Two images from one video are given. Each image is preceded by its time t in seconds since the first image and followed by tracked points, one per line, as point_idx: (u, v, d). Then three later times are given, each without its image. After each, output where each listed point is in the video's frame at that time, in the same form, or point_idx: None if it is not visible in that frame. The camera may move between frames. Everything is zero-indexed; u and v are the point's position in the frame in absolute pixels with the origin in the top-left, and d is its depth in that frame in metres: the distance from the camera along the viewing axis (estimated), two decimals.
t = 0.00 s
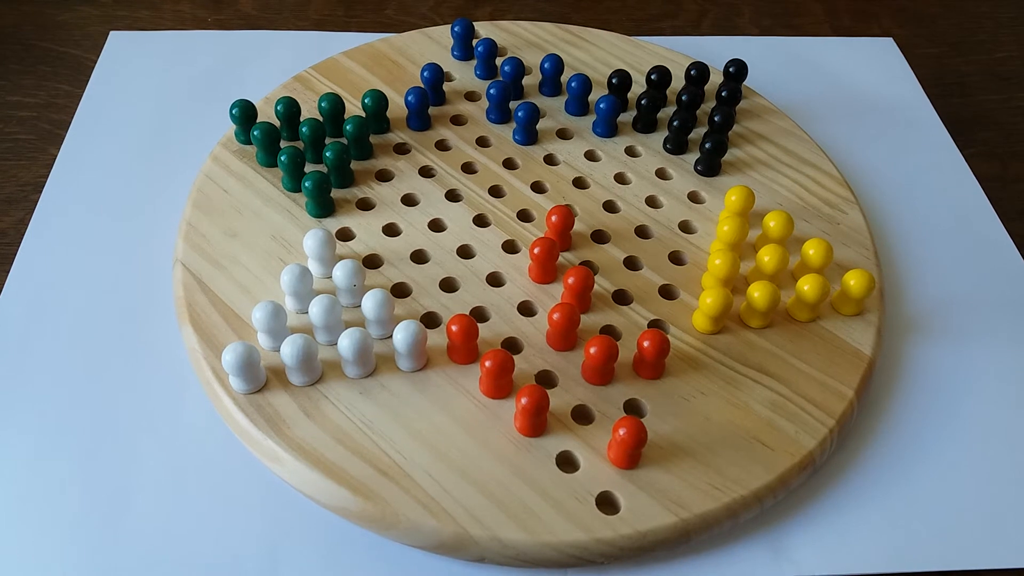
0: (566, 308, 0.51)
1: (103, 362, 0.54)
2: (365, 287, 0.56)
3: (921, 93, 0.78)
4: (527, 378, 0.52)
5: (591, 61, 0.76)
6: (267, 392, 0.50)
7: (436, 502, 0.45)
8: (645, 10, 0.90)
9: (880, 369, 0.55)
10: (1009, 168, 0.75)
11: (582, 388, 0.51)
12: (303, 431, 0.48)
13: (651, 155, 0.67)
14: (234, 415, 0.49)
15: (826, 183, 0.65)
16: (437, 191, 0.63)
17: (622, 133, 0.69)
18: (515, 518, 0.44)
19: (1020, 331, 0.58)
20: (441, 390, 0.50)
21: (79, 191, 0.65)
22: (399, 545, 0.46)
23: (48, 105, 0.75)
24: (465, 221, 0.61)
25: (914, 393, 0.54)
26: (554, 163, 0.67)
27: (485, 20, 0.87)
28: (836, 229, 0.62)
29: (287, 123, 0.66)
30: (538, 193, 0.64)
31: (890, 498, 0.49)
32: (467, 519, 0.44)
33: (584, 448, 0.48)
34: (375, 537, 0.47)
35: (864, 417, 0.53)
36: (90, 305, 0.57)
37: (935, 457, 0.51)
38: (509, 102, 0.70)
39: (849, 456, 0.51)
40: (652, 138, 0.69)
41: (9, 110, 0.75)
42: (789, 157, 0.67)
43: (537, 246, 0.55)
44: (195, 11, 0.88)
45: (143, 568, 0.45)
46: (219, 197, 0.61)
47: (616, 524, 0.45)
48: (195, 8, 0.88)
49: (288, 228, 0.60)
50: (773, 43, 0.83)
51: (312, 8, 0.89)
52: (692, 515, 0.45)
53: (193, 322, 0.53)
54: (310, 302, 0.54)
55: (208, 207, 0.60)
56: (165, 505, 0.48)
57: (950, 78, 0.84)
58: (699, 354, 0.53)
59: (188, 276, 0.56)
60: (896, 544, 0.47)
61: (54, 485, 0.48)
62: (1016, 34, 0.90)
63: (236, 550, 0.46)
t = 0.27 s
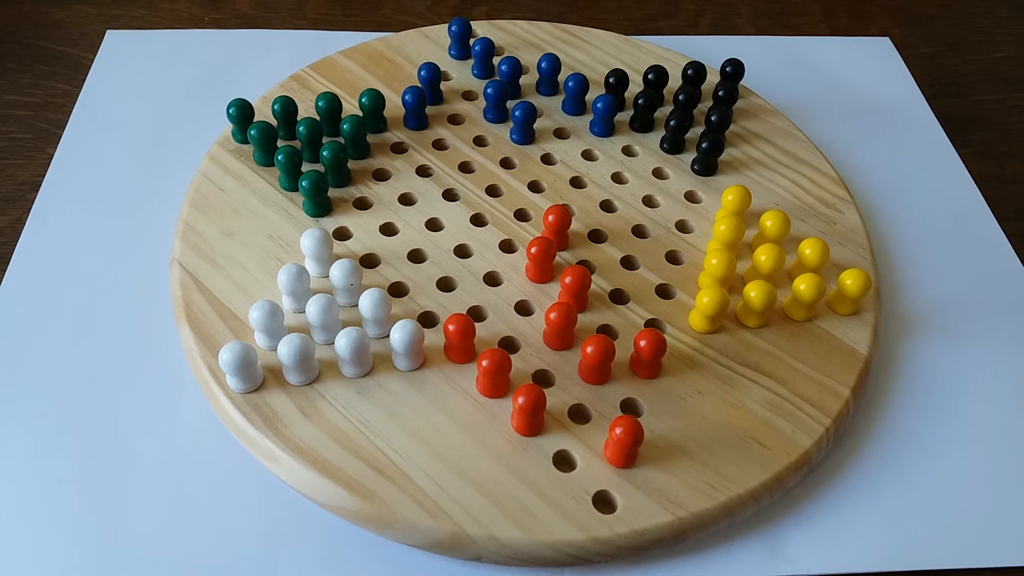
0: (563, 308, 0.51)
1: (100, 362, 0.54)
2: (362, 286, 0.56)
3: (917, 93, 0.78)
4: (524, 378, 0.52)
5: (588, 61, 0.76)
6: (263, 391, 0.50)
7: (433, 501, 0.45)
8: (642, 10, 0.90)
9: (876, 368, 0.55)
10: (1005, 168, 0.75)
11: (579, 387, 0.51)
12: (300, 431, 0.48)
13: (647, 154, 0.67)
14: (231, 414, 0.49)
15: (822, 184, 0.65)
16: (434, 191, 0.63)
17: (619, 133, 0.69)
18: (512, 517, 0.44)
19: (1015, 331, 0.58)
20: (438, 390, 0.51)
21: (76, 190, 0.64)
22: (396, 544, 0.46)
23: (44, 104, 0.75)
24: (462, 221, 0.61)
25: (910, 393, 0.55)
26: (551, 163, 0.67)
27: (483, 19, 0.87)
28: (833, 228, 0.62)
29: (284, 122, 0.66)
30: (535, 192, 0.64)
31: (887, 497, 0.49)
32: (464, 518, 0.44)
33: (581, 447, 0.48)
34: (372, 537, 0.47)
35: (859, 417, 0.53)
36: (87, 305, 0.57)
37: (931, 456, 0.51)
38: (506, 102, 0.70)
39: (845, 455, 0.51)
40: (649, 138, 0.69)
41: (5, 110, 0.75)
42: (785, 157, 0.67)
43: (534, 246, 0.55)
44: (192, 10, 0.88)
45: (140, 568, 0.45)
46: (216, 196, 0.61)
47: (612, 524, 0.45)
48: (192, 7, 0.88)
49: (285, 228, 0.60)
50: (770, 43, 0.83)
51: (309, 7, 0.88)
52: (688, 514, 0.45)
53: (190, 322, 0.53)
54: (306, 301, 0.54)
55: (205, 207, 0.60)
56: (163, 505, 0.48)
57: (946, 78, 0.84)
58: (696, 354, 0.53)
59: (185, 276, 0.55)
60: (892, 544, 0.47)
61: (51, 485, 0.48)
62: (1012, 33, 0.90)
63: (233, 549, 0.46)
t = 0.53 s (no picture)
0: (559, 306, 0.52)
1: (98, 361, 0.54)
2: (359, 286, 0.56)
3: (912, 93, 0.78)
4: (520, 376, 0.52)
5: (585, 61, 0.76)
6: (261, 390, 0.50)
7: (429, 499, 0.45)
8: (638, 10, 0.91)
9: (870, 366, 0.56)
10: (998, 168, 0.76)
11: (575, 385, 0.52)
12: (297, 430, 0.48)
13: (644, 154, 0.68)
14: (228, 413, 0.49)
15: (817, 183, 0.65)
16: (431, 190, 0.63)
17: (615, 133, 0.70)
18: (508, 515, 0.45)
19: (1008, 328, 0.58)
20: (435, 388, 0.51)
21: (74, 190, 0.65)
22: (393, 542, 0.46)
23: (42, 104, 0.75)
24: (459, 220, 0.61)
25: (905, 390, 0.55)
26: (548, 162, 0.67)
27: (480, 19, 0.87)
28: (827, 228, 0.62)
29: (282, 122, 0.66)
30: (532, 192, 0.64)
31: (881, 494, 0.50)
32: (460, 516, 0.45)
33: (577, 445, 0.48)
34: (369, 534, 0.47)
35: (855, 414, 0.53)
36: (85, 304, 0.57)
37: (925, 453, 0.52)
38: (503, 102, 0.71)
39: (840, 453, 0.52)
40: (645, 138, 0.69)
41: (2, 110, 0.75)
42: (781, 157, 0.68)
43: (530, 245, 0.55)
44: (189, 10, 0.88)
45: (138, 567, 0.45)
46: (214, 196, 0.62)
47: (608, 521, 0.45)
48: (189, 7, 0.88)
49: (282, 227, 0.60)
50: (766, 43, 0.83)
51: (306, 7, 0.89)
52: (684, 511, 0.45)
53: (188, 321, 0.53)
54: (303, 300, 0.54)
55: (202, 206, 0.61)
56: (160, 503, 0.48)
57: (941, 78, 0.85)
58: (691, 352, 0.54)
59: (183, 275, 0.56)
60: (887, 539, 0.48)
61: (49, 483, 0.48)
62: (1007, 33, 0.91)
63: (231, 548, 0.46)
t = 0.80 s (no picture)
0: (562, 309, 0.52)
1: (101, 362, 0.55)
2: (362, 287, 0.56)
3: (914, 96, 0.78)
4: (523, 378, 0.52)
5: (588, 64, 0.76)
6: (264, 391, 0.50)
7: (432, 501, 0.45)
8: (641, 14, 0.91)
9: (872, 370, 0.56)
10: (1000, 172, 0.76)
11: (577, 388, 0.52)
12: (300, 431, 0.48)
13: (646, 157, 0.68)
14: (231, 414, 0.50)
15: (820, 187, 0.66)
16: (434, 192, 0.63)
17: (618, 136, 0.70)
18: (511, 517, 0.45)
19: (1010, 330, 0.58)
20: (438, 390, 0.51)
21: (77, 191, 0.65)
22: (396, 543, 0.47)
23: (45, 105, 0.76)
24: (462, 222, 0.61)
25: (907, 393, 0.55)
26: (551, 165, 0.67)
27: (483, 22, 0.87)
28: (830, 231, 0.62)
29: (285, 124, 0.66)
30: (535, 195, 0.64)
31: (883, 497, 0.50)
32: (463, 518, 0.45)
33: (579, 447, 0.48)
34: (372, 536, 0.47)
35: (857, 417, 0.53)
36: (88, 305, 0.58)
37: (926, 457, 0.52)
38: (506, 104, 0.71)
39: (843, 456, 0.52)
40: (648, 141, 0.69)
41: (6, 110, 0.75)
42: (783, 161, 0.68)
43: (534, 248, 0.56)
44: (193, 12, 0.88)
45: (140, 568, 0.45)
46: (217, 197, 0.62)
47: (610, 524, 0.45)
48: (193, 9, 0.88)
49: (285, 229, 0.60)
50: (768, 47, 0.83)
51: (309, 9, 0.89)
52: (686, 514, 0.46)
53: (191, 322, 0.53)
54: (307, 302, 0.54)
55: (205, 208, 0.61)
56: (162, 504, 0.48)
57: (943, 82, 0.85)
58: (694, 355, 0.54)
59: (186, 277, 0.56)
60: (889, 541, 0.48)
61: (51, 483, 0.49)
62: (1008, 38, 0.91)
63: (233, 549, 0.46)
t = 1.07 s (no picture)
0: (568, 312, 0.52)
1: (104, 363, 0.54)
2: (367, 289, 0.56)
3: (919, 99, 0.78)
4: (529, 381, 0.52)
5: (593, 65, 0.76)
6: (269, 393, 0.50)
7: (438, 505, 0.45)
8: (645, 15, 0.91)
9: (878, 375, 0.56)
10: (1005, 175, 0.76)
11: (583, 391, 0.51)
12: (305, 433, 0.48)
13: (652, 159, 0.68)
14: (236, 416, 0.49)
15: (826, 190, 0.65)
16: (439, 194, 0.63)
17: (623, 137, 0.69)
18: (518, 521, 0.45)
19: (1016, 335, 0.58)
20: (444, 393, 0.51)
21: (81, 191, 0.64)
22: (401, 546, 0.46)
23: (49, 103, 0.75)
24: (467, 224, 0.61)
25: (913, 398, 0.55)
26: (556, 166, 0.67)
27: (487, 22, 0.87)
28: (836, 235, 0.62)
29: (290, 124, 0.66)
30: (540, 196, 0.64)
31: (890, 502, 0.50)
32: (470, 522, 0.44)
33: (586, 451, 0.48)
34: (377, 539, 0.47)
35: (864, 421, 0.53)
36: (92, 305, 0.57)
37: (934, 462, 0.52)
38: (511, 105, 0.71)
39: (851, 461, 0.51)
40: (653, 143, 0.69)
41: (9, 109, 0.75)
42: (789, 163, 0.68)
43: (539, 250, 0.55)
44: (196, 10, 0.88)
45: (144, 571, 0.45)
46: (221, 197, 0.61)
47: (617, 528, 0.45)
48: (197, 8, 0.88)
49: (290, 230, 0.60)
50: (774, 49, 0.83)
51: (313, 8, 0.89)
52: (693, 519, 0.45)
53: (196, 324, 0.53)
54: (312, 304, 0.54)
55: (210, 208, 0.61)
56: (167, 507, 0.48)
57: (949, 85, 0.85)
58: (700, 358, 0.53)
59: (191, 277, 0.56)
60: (897, 546, 0.48)
61: (55, 485, 0.48)
62: (1013, 41, 0.91)
63: (238, 552, 0.46)
